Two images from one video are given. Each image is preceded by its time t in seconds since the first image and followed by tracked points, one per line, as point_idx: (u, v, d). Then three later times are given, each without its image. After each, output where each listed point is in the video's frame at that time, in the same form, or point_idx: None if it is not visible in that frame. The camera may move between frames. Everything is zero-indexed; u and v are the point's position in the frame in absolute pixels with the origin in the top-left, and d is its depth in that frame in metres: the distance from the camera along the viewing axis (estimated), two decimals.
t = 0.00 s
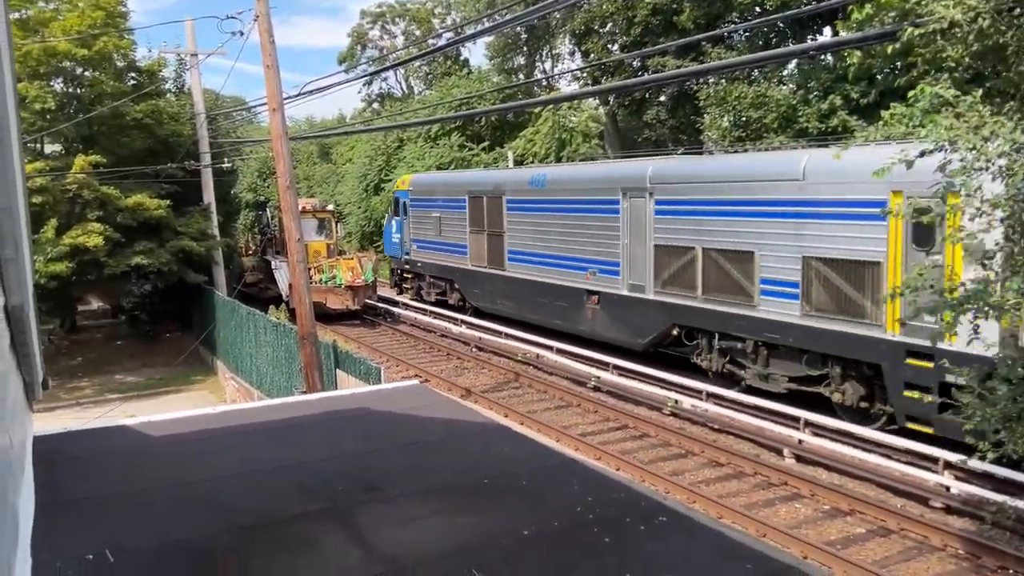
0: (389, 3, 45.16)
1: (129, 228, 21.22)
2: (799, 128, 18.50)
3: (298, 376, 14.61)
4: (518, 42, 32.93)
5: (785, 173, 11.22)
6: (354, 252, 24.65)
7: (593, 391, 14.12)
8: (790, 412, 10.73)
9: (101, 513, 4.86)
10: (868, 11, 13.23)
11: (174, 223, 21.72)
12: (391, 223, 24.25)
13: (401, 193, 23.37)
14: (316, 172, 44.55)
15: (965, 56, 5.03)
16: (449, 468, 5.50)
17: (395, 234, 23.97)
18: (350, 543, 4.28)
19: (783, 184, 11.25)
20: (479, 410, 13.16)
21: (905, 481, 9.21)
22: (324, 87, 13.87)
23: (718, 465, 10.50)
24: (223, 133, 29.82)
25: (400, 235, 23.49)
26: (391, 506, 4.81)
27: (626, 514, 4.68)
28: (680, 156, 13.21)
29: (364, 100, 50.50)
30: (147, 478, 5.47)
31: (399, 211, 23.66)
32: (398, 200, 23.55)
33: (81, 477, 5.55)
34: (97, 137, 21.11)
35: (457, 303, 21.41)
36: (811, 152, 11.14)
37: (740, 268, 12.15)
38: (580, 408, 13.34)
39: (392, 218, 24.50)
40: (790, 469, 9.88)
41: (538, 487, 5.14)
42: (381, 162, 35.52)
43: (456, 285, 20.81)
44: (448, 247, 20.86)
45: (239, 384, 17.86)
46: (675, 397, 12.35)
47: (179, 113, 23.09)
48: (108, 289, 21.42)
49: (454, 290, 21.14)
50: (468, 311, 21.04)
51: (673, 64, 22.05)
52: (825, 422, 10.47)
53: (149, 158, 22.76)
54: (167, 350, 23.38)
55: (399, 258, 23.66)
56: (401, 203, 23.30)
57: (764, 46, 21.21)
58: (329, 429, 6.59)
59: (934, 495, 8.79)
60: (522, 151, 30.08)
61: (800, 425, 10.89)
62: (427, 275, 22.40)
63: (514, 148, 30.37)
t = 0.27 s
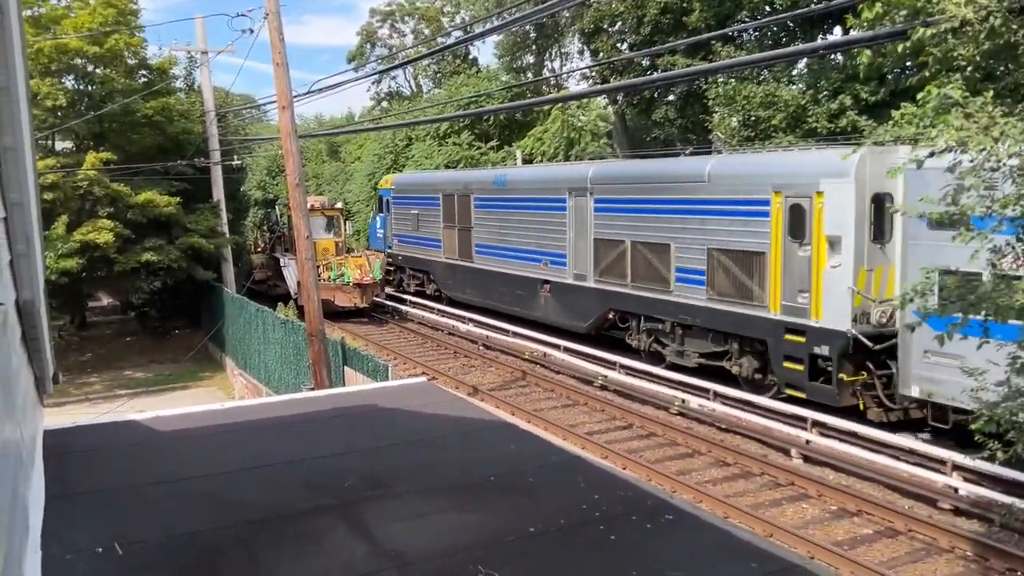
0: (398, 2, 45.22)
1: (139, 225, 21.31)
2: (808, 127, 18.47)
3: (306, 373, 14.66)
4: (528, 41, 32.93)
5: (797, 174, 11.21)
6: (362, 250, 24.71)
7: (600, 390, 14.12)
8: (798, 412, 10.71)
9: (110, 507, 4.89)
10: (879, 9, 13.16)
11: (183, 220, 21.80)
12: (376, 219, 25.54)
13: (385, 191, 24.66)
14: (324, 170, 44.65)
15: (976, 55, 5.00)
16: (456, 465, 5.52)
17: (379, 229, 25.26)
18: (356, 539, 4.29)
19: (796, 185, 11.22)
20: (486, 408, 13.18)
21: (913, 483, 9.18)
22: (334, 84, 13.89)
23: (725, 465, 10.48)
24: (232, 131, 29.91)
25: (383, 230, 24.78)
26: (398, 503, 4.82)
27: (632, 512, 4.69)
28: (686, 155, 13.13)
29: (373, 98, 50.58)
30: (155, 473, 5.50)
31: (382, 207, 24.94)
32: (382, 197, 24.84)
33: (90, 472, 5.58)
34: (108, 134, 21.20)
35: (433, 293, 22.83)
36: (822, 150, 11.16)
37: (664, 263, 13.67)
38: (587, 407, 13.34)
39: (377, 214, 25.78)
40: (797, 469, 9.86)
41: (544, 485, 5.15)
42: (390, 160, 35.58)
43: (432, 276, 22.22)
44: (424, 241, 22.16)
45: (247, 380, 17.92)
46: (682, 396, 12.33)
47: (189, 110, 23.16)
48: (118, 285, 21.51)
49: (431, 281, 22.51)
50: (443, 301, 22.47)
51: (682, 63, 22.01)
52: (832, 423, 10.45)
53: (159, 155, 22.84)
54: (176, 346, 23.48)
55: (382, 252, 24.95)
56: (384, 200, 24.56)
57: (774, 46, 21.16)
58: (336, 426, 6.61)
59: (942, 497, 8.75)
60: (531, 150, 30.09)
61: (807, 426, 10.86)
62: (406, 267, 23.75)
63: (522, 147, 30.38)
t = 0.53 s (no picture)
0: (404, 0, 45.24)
1: (144, 223, 21.35)
2: (814, 127, 18.43)
3: (311, 371, 14.67)
4: (533, 40, 32.91)
5: (812, 181, 11.23)
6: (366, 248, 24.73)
7: (605, 390, 14.10)
8: (802, 413, 10.69)
9: (114, 504, 4.90)
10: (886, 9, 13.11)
11: (189, 218, 21.84)
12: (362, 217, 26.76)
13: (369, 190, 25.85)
14: (329, 168, 44.71)
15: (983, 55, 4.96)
16: (461, 464, 5.51)
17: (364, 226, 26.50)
18: (359, 538, 4.29)
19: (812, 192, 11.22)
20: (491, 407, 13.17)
21: (918, 484, 9.15)
22: (339, 82, 13.86)
23: (729, 465, 10.46)
24: (238, 129, 29.94)
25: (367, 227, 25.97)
26: (401, 501, 4.82)
27: (636, 512, 4.68)
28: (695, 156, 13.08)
29: (379, 97, 50.61)
30: (159, 471, 5.50)
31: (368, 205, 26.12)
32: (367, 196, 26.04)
33: (95, 469, 5.60)
34: (114, 131, 21.24)
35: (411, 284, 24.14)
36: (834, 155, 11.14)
37: (600, 253, 15.28)
38: (592, 406, 13.33)
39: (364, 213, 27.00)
40: (802, 470, 9.83)
41: (548, 485, 5.14)
42: (395, 159, 35.61)
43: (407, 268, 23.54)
44: (401, 236, 23.43)
45: (252, 378, 17.95)
46: (687, 396, 12.31)
47: (195, 108, 23.19)
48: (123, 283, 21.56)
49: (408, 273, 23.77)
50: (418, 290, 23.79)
51: (688, 62, 21.98)
52: (838, 423, 10.41)
53: (165, 153, 22.88)
54: (181, 344, 23.52)
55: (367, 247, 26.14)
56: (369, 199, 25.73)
57: (780, 45, 21.12)
58: (340, 424, 6.61)
59: (947, 498, 8.73)
60: (536, 149, 30.08)
61: (812, 426, 10.84)
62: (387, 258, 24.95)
63: (527, 146, 30.36)
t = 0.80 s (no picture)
0: (408, 1, 45.28)
1: (148, 223, 21.37)
2: (818, 128, 18.41)
3: (314, 371, 14.67)
4: (537, 40, 32.89)
5: (806, 180, 10.98)
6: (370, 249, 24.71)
7: (608, 390, 14.09)
8: (806, 413, 10.66)
9: (117, 503, 4.90)
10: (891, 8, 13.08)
11: (193, 218, 21.86)
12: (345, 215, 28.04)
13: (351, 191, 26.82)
14: (333, 169, 44.74)
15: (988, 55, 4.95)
16: (464, 464, 5.51)
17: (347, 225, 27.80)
18: (362, 537, 4.29)
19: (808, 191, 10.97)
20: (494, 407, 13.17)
21: (922, 485, 9.12)
22: (343, 83, 13.86)
23: (733, 466, 10.44)
24: (242, 129, 29.97)
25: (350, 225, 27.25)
26: (405, 501, 4.81)
27: (639, 513, 4.67)
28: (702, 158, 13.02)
29: (383, 97, 50.64)
30: (163, 470, 5.51)
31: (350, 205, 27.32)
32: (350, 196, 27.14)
33: (99, 468, 5.61)
34: (118, 131, 21.27)
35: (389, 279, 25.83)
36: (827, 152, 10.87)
37: (549, 248, 16.96)
38: (595, 407, 13.32)
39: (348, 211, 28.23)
40: (806, 471, 9.81)
41: (551, 485, 5.14)
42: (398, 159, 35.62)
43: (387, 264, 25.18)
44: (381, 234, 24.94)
45: (256, 378, 17.97)
46: (690, 397, 12.30)
47: (199, 109, 23.22)
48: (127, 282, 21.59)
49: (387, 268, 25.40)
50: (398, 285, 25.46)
51: (692, 62, 21.96)
52: (842, 424, 10.38)
53: (169, 153, 22.92)
54: (184, 344, 23.54)
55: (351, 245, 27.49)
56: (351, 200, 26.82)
57: (785, 46, 21.10)
58: (344, 424, 6.61)
59: (951, 500, 8.69)
60: (540, 150, 30.07)
61: (816, 427, 10.81)
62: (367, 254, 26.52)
63: (531, 146, 30.35)
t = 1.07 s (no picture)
0: (407, 3, 45.30)
1: (148, 225, 21.36)
2: (818, 130, 18.43)
3: (314, 373, 14.66)
4: (536, 42, 32.88)
5: (809, 179, 10.95)
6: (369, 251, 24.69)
7: (608, 393, 14.06)
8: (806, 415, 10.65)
9: (116, 505, 4.89)
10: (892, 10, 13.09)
11: (192, 220, 21.87)
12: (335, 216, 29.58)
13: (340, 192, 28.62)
14: (333, 171, 44.74)
15: (990, 56, 4.95)
16: (464, 467, 5.49)
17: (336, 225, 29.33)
18: (363, 539, 4.28)
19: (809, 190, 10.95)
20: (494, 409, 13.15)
21: (923, 488, 9.11)
22: (343, 85, 13.85)
23: (733, 468, 10.43)
24: (242, 131, 29.96)
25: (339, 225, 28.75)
26: (406, 503, 4.81)
27: (640, 516, 4.65)
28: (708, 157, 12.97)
29: (382, 100, 50.66)
30: (164, 471, 5.50)
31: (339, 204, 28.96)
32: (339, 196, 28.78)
33: (98, 471, 5.59)
34: (118, 133, 21.28)
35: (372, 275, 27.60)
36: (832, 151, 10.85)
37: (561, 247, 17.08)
38: (595, 409, 13.30)
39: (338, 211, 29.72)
40: (807, 473, 9.79)
41: (552, 487, 5.12)
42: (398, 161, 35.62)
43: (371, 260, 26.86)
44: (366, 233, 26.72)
45: (255, 380, 17.97)
46: (690, 399, 12.28)
47: (199, 111, 23.23)
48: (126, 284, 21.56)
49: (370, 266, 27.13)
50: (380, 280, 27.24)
51: (692, 65, 21.97)
52: (842, 427, 10.37)
53: (169, 155, 22.93)
54: (183, 346, 23.52)
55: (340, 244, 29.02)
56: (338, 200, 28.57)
57: (785, 48, 21.10)
58: (344, 425, 6.60)
59: (952, 502, 8.68)
60: (539, 152, 30.06)
61: (816, 429, 10.81)
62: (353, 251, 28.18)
63: (531, 148, 30.34)
